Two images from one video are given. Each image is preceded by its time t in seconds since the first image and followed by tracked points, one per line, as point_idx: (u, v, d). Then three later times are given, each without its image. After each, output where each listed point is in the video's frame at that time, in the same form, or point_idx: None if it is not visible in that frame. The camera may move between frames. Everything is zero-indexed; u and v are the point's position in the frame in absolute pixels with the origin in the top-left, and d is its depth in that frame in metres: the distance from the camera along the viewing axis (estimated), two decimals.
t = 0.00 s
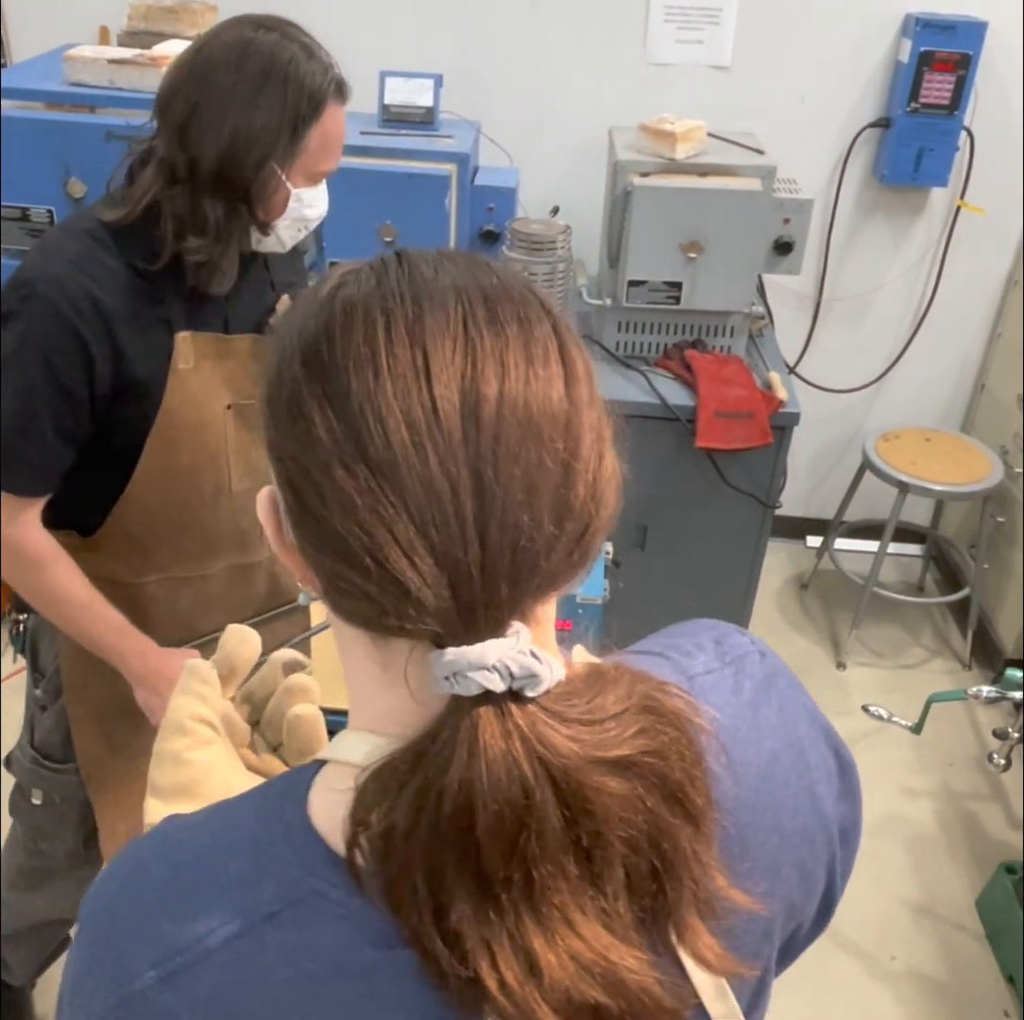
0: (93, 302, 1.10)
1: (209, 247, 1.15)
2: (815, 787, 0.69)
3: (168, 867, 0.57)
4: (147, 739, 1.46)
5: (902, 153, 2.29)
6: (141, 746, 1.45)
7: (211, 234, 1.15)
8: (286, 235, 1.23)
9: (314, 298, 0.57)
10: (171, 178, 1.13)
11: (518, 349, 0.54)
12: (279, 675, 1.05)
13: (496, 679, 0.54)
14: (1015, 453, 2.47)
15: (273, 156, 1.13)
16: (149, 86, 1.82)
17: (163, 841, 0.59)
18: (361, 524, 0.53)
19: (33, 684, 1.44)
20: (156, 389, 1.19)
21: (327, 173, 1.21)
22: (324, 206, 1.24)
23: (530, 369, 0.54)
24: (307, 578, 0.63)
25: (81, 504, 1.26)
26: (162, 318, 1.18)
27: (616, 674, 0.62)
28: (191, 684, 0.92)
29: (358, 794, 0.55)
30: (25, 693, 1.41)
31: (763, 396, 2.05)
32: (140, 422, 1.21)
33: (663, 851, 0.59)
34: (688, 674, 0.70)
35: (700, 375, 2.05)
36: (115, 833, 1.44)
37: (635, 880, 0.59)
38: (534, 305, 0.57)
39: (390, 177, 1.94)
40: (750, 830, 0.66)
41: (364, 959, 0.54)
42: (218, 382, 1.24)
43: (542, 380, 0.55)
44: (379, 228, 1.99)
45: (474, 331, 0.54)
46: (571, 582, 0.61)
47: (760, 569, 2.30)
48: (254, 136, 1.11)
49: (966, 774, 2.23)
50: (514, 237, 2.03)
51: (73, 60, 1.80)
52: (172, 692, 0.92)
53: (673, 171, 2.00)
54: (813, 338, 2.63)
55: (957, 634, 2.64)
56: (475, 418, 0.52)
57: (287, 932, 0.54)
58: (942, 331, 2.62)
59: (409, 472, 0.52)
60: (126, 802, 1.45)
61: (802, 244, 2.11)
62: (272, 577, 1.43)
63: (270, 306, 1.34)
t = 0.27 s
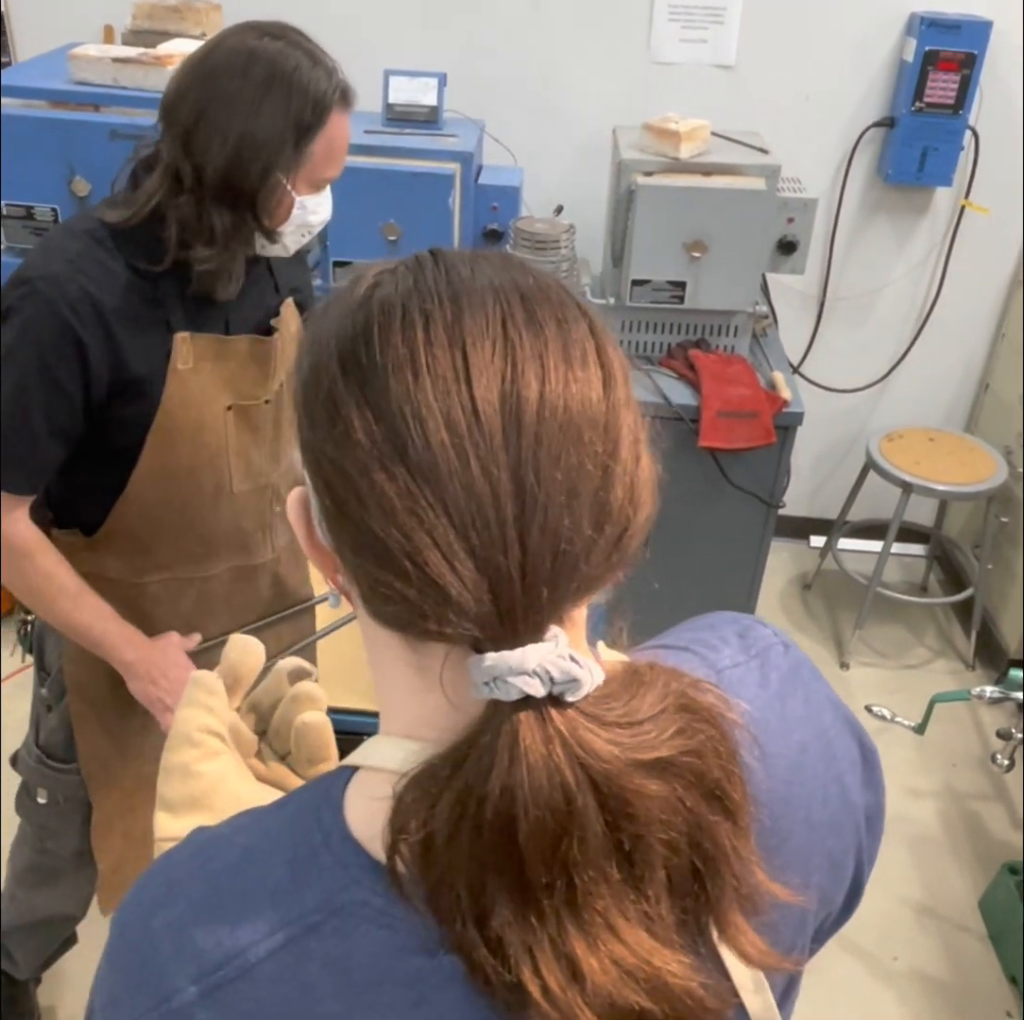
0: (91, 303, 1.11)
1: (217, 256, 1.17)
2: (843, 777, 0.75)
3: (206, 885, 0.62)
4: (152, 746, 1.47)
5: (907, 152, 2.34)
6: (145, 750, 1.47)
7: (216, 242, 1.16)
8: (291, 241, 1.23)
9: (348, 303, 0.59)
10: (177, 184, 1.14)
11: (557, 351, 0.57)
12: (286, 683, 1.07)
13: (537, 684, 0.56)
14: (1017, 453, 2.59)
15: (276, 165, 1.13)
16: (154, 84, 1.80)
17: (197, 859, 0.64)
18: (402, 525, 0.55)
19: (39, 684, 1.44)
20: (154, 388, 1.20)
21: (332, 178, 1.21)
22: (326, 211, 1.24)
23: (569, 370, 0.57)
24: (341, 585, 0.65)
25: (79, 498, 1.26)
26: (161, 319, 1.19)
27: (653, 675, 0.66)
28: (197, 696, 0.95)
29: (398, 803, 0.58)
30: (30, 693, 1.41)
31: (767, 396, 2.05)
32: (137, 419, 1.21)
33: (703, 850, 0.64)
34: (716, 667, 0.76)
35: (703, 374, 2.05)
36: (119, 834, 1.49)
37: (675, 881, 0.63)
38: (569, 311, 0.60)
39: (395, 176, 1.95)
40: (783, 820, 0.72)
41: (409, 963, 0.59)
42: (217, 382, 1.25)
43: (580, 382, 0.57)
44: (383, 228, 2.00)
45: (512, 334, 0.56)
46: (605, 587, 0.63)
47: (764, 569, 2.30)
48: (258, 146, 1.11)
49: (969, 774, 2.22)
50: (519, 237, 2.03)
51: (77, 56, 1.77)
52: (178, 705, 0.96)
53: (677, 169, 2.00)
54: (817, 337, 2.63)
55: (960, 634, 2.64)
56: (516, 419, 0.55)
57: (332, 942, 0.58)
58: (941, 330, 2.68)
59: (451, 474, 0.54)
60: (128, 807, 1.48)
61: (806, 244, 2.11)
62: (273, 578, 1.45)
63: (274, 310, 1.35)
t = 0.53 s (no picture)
0: (106, 303, 1.11)
1: (217, 257, 1.16)
2: (872, 771, 0.71)
3: (231, 893, 0.56)
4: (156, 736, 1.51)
5: (915, 152, 2.29)
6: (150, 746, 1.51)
7: (218, 246, 1.15)
8: (300, 248, 1.23)
9: (373, 295, 0.57)
10: (188, 186, 1.14)
11: (583, 342, 0.54)
12: (297, 692, 1.06)
13: (568, 679, 0.54)
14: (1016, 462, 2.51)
15: (282, 174, 1.12)
16: (161, 84, 1.81)
17: (221, 863, 0.58)
18: (429, 523, 0.53)
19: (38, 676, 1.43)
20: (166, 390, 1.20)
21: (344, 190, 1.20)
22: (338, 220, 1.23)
23: (597, 365, 0.54)
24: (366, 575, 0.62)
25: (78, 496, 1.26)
26: (172, 319, 1.19)
27: (681, 670, 0.62)
28: (211, 706, 0.93)
29: (430, 800, 0.55)
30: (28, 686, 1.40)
31: (773, 396, 2.05)
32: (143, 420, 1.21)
33: (736, 846, 0.60)
34: (742, 661, 0.72)
35: (710, 374, 2.05)
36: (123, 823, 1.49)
37: (707, 877, 0.60)
38: (598, 306, 0.57)
39: (402, 176, 1.94)
40: (812, 817, 0.68)
41: (449, 973, 0.54)
42: (227, 386, 1.26)
43: (610, 377, 0.54)
44: (389, 227, 1.99)
45: (541, 328, 0.54)
46: (633, 581, 0.60)
47: (769, 571, 2.30)
48: (263, 153, 1.11)
49: (975, 776, 2.22)
50: (525, 235, 2.02)
51: (86, 58, 1.80)
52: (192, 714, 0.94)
53: (682, 169, 2.00)
54: (824, 337, 2.62)
55: (967, 635, 2.64)
56: (546, 416, 0.52)
57: (366, 943, 0.54)
58: (953, 331, 2.61)
59: (480, 473, 0.52)
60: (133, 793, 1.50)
61: (813, 244, 2.10)
62: (269, 575, 1.48)
63: (283, 313, 1.35)
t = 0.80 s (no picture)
0: (114, 309, 1.11)
1: (235, 265, 1.16)
2: (896, 772, 0.70)
3: (262, 896, 0.57)
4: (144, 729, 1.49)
5: (926, 152, 2.31)
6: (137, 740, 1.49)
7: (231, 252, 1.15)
8: (313, 251, 1.21)
9: (402, 293, 0.57)
10: (203, 192, 1.14)
11: (612, 342, 0.55)
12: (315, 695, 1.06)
13: (598, 678, 0.54)
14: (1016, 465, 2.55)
15: (298, 180, 1.12)
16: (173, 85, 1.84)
17: (253, 864, 0.59)
18: (461, 521, 0.53)
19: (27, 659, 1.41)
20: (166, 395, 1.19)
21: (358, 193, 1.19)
22: (352, 225, 1.21)
23: (626, 365, 0.54)
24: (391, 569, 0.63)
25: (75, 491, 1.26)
26: (177, 325, 1.18)
27: (704, 671, 0.62)
28: (228, 706, 0.93)
29: (460, 799, 0.55)
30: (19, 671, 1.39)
31: (782, 396, 2.05)
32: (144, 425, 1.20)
33: (762, 843, 0.61)
34: (767, 661, 0.72)
35: (719, 374, 2.03)
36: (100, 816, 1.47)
37: (733, 873, 0.61)
38: (624, 305, 0.57)
39: (413, 177, 1.94)
40: (840, 818, 0.68)
41: (481, 974, 0.54)
42: (228, 390, 1.25)
43: (637, 377, 0.55)
44: (399, 227, 1.99)
45: (569, 329, 0.54)
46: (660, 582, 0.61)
47: (778, 573, 2.30)
48: (279, 161, 1.10)
49: (984, 777, 2.22)
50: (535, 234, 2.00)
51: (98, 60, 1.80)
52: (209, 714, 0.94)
53: (693, 169, 1.99)
54: (834, 337, 2.62)
55: (976, 636, 2.63)
56: (575, 415, 0.53)
57: (398, 941, 0.54)
58: (963, 331, 2.61)
59: (511, 472, 0.53)
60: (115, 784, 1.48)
61: (823, 244, 2.10)
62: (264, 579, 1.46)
63: (292, 319, 1.33)
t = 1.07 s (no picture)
0: (97, 317, 1.09)
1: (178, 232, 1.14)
2: (919, 775, 0.70)
3: (292, 891, 0.57)
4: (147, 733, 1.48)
5: (943, 152, 2.29)
6: (138, 745, 1.49)
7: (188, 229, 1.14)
8: (268, 229, 1.17)
9: (435, 290, 0.57)
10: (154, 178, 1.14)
11: (645, 340, 0.54)
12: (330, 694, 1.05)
13: (628, 676, 0.54)
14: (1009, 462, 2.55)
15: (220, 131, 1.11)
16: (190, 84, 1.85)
17: (282, 860, 0.59)
18: (493, 519, 0.53)
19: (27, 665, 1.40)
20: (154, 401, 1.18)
21: (297, 156, 1.15)
22: (302, 198, 1.17)
23: (659, 363, 0.54)
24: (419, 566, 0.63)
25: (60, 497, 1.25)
26: (162, 328, 1.17)
27: (731, 672, 0.62)
28: (245, 706, 0.94)
29: (488, 793, 0.55)
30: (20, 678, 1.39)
31: (797, 396, 2.04)
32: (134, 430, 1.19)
33: (789, 844, 0.61)
34: (791, 661, 0.72)
35: (734, 372, 2.04)
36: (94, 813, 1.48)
37: (758, 874, 0.61)
38: (655, 304, 0.57)
39: (429, 176, 1.94)
40: (862, 818, 0.68)
41: (509, 970, 0.54)
42: (215, 395, 1.25)
43: (670, 375, 0.54)
44: (413, 227, 2.00)
45: (602, 328, 0.54)
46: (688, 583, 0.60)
47: (792, 574, 2.29)
48: (193, 116, 1.09)
49: (999, 781, 2.21)
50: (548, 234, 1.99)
51: (114, 57, 1.82)
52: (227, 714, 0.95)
53: (709, 169, 1.99)
54: (849, 338, 2.61)
55: (991, 638, 2.62)
56: (608, 413, 0.52)
57: (426, 937, 0.54)
58: (978, 332, 2.60)
59: (543, 469, 0.52)
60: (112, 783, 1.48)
61: (839, 244, 2.09)
62: (255, 583, 1.46)
63: (277, 321, 1.33)
